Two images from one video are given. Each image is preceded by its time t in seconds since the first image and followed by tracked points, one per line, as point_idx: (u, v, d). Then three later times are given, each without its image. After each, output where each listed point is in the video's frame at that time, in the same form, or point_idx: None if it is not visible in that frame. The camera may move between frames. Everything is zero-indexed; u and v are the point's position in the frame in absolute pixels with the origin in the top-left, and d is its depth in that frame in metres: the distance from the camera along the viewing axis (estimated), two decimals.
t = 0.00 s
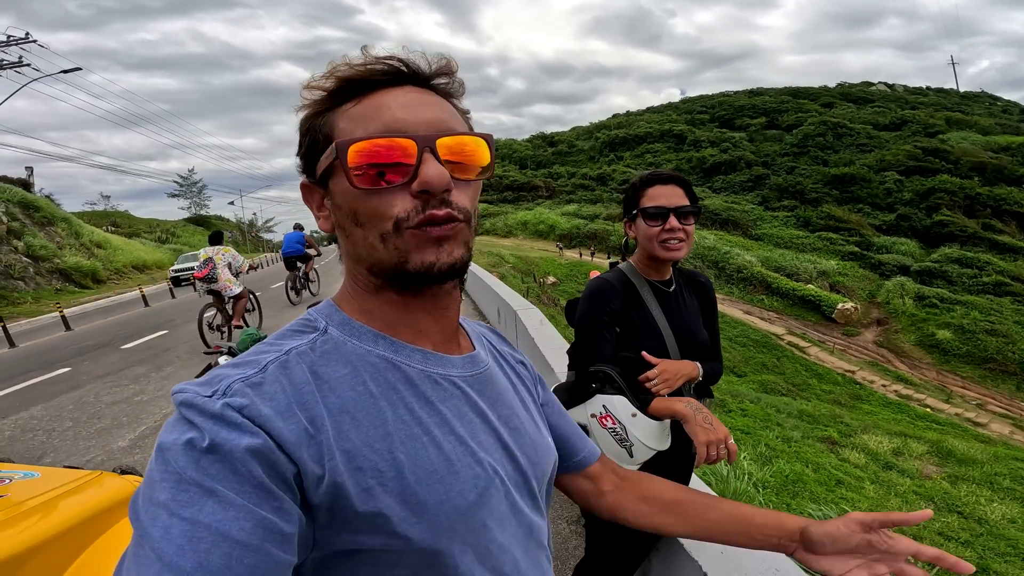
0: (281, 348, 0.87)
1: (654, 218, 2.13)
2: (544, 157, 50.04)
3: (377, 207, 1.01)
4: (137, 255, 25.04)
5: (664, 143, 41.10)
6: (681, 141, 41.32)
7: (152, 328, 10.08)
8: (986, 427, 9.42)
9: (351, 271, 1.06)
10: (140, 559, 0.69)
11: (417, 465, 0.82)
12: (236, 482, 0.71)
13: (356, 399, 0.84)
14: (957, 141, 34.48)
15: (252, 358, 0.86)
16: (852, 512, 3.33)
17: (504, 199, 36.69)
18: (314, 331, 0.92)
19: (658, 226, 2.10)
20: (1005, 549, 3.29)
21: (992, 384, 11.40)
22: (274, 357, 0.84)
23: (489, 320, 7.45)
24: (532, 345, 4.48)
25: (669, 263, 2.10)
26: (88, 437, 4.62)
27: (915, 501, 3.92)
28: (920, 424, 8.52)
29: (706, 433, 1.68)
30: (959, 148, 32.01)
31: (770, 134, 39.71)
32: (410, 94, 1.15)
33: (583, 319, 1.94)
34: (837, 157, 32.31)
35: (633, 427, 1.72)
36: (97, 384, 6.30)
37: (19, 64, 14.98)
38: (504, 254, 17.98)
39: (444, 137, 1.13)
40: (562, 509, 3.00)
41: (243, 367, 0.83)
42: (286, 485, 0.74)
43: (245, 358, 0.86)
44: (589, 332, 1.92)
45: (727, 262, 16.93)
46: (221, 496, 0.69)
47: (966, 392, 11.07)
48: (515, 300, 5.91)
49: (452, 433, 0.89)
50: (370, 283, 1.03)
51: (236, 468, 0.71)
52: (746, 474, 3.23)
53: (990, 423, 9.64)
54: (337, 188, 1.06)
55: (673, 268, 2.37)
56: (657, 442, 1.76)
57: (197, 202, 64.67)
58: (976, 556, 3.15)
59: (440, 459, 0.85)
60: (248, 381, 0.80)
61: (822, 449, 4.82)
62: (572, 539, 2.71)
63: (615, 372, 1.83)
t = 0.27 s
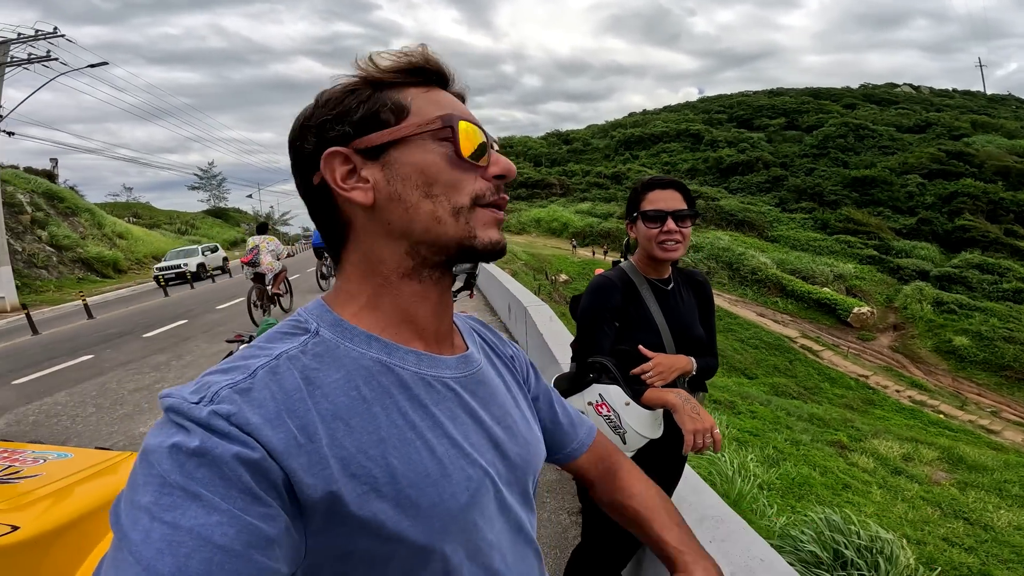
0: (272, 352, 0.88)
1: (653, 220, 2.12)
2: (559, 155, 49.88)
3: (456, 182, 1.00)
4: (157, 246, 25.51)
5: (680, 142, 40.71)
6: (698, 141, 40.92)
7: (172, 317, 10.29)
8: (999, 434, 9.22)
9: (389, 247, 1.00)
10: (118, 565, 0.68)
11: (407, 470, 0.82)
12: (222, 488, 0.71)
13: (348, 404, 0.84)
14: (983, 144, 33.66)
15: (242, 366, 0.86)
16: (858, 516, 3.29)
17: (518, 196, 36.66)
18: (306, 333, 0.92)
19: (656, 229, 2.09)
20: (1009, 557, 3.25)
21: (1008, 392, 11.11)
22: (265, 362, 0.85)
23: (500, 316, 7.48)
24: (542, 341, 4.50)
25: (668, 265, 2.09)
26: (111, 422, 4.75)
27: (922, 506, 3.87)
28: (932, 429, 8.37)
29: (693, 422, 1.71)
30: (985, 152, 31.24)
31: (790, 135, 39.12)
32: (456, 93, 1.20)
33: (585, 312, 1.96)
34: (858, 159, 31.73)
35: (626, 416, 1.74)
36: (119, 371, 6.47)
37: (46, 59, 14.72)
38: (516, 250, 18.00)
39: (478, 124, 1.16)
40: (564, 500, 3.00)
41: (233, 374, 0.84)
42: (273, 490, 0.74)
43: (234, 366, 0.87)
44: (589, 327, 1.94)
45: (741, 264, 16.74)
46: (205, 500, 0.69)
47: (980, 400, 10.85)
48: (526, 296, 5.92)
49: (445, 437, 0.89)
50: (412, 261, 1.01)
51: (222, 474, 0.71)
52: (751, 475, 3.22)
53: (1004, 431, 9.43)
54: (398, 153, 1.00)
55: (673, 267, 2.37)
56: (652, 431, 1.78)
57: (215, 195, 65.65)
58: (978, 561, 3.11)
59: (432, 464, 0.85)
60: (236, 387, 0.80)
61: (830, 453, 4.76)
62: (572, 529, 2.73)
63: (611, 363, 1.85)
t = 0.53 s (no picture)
0: (219, 360, 0.78)
1: (641, 217, 2.09)
2: (575, 154, 49.71)
3: (438, 168, 0.97)
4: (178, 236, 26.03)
5: (699, 143, 40.27)
6: (716, 142, 40.46)
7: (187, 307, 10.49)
8: (1012, 445, 9.01)
9: (363, 229, 0.92)
10: None
11: (380, 474, 0.76)
12: (175, 519, 0.64)
13: (310, 412, 0.76)
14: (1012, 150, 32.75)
15: (186, 379, 0.77)
16: (861, 523, 3.24)
17: (533, 194, 36.65)
18: (252, 338, 0.82)
19: (645, 225, 2.07)
20: (1013, 568, 3.18)
21: None
22: (212, 373, 0.75)
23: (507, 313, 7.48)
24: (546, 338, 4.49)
25: (656, 261, 2.08)
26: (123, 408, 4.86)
27: (927, 515, 3.79)
28: (944, 438, 8.19)
29: (670, 422, 1.70)
30: (1014, 158, 30.39)
31: (811, 138, 38.47)
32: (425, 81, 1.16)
33: (571, 307, 1.96)
34: (881, 163, 31.08)
35: (603, 413, 1.77)
36: (131, 357, 6.62)
37: (74, 51, 15.19)
38: (529, 248, 17.99)
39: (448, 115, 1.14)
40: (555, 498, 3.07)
41: (174, 392, 0.74)
42: (232, 518, 0.67)
43: (176, 380, 0.77)
44: (573, 322, 1.94)
45: (756, 267, 16.52)
46: (156, 534, 0.62)
47: (994, 410, 10.59)
48: (533, 293, 5.91)
49: (416, 435, 0.83)
50: (385, 244, 0.94)
51: (173, 504, 0.64)
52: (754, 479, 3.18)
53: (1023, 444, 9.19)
54: (386, 132, 0.93)
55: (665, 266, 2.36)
56: (628, 428, 1.81)
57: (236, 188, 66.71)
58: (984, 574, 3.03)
59: (406, 466, 0.79)
60: (180, 407, 0.71)
61: (838, 459, 4.68)
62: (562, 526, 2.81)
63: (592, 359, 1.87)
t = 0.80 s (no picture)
0: (211, 333, 0.74)
1: (634, 209, 2.08)
2: (590, 154, 49.53)
3: (422, 163, 1.00)
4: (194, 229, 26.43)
5: (715, 146, 39.87)
6: (733, 145, 40.03)
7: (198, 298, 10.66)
8: None
9: (348, 207, 0.92)
10: None
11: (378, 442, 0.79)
12: (189, 519, 0.60)
13: (308, 386, 0.75)
14: None
15: (173, 351, 0.71)
16: (866, 534, 3.19)
17: (546, 194, 36.59)
18: (233, 307, 0.79)
19: (638, 217, 2.05)
20: None
21: None
22: (206, 346, 0.72)
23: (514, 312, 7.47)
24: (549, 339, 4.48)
25: (648, 255, 2.06)
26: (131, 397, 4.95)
27: (935, 526, 3.72)
28: (957, 450, 8.04)
29: (652, 429, 1.69)
30: None
31: (831, 142, 37.89)
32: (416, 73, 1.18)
33: (558, 303, 1.96)
34: (902, 170, 30.53)
35: (583, 416, 1.74)
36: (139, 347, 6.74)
37: (99, 46, 15.58)
38: (540, 248, 17.98)
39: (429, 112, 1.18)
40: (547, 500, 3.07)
41: (164, 368, 0.68)
42: (246, 511, 0.64)
43: (161, 353, 0.72)
44: (559, 318, 1.94)
45: (770, 273, 16.30)
46: (173, 539, 0.59)
47: (1010, 422, 10.35)
48: (540, 293, 5.90)
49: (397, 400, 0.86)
50: (364, 225, 0.95)
51: (188, 502, 0.60)
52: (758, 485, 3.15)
53: None
54: (388, 119, 0.94)
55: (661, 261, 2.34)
56: (609, 433, 1.78)
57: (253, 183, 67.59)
58: None
59: (397, 431, 0.83)
60: (188, 385, 0.66)
61: (846, 469, 4.62)
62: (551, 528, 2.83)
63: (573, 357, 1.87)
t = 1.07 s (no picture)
0: (222, 316, 0.76)
1: (601, 209, 2.06)
2: (543, 157, 50.06)
3: (404, 166, 1.01)
4: (130, 243, 24.88)
5: (663, 147, 41.13)
6: (680, 146, 41.44)
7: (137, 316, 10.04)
8: (969, 439, 9.50)
9: (335, 208, 0.92)
10: None
11: (376, 415, 0.82)
12: (211, 489, 0.63)
13: (311, 361, 0.77)
14: (954, 154, 34.73)
15: (195, 329, 0.74)
16: (830, 521, 3.32)
17: (501, 198, 36.70)
18: (237, 296, 0.81)
19: (606, 219, 2.04)
20: (978, 560, 3.30)
21: (975, 396, 11.48)
22: (223, 327, 0.74)
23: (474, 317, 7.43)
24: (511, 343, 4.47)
25: (615, 256, 2.07)
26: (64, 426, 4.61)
27: (892, 510, 3.94)
28: (901, 433, 8.58)
29: (632, 438, 1.66)
30: (955, 162, 32.23)
31: (770, 143, 39.88)
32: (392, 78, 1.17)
33: (522, 308, 1.92)
34: (835, 167, 32.46)
35: (556, 428, 1.72)
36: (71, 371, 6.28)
37: (16, 50, 14.54)
38: (498, 253, 18.00)
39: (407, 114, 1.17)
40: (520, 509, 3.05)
41: (194, 341, 0.71)
42: (266, 477, 0.67)
43: (181, 333, 0.74)
44: (525, 326, 1.91)
45: (720, 269, 16.94)
46: (199, 511, 0.61)
47: (951, 404, 11.14)
48: (500, 297, 5.88)
49: (388, 383, 0.89)
50: (352, 222, 0.95)
51: (211, 474, 0.63)
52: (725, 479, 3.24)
53: (970, 434, 9.72)
54: (370, 124, 0.93)
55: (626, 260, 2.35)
56: (585, 444, 1.77)
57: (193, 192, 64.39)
58: (948, 566, 3.16)
59: (390, 407, 0.86)
60: (215, 358, 0.69)
61: (804, 457, 4.83)
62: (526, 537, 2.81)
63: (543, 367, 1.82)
